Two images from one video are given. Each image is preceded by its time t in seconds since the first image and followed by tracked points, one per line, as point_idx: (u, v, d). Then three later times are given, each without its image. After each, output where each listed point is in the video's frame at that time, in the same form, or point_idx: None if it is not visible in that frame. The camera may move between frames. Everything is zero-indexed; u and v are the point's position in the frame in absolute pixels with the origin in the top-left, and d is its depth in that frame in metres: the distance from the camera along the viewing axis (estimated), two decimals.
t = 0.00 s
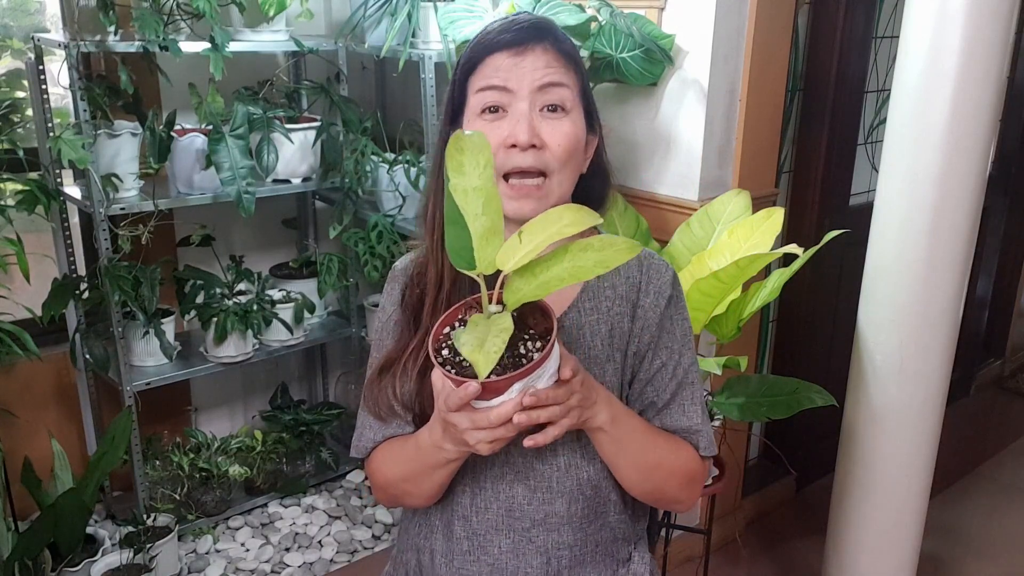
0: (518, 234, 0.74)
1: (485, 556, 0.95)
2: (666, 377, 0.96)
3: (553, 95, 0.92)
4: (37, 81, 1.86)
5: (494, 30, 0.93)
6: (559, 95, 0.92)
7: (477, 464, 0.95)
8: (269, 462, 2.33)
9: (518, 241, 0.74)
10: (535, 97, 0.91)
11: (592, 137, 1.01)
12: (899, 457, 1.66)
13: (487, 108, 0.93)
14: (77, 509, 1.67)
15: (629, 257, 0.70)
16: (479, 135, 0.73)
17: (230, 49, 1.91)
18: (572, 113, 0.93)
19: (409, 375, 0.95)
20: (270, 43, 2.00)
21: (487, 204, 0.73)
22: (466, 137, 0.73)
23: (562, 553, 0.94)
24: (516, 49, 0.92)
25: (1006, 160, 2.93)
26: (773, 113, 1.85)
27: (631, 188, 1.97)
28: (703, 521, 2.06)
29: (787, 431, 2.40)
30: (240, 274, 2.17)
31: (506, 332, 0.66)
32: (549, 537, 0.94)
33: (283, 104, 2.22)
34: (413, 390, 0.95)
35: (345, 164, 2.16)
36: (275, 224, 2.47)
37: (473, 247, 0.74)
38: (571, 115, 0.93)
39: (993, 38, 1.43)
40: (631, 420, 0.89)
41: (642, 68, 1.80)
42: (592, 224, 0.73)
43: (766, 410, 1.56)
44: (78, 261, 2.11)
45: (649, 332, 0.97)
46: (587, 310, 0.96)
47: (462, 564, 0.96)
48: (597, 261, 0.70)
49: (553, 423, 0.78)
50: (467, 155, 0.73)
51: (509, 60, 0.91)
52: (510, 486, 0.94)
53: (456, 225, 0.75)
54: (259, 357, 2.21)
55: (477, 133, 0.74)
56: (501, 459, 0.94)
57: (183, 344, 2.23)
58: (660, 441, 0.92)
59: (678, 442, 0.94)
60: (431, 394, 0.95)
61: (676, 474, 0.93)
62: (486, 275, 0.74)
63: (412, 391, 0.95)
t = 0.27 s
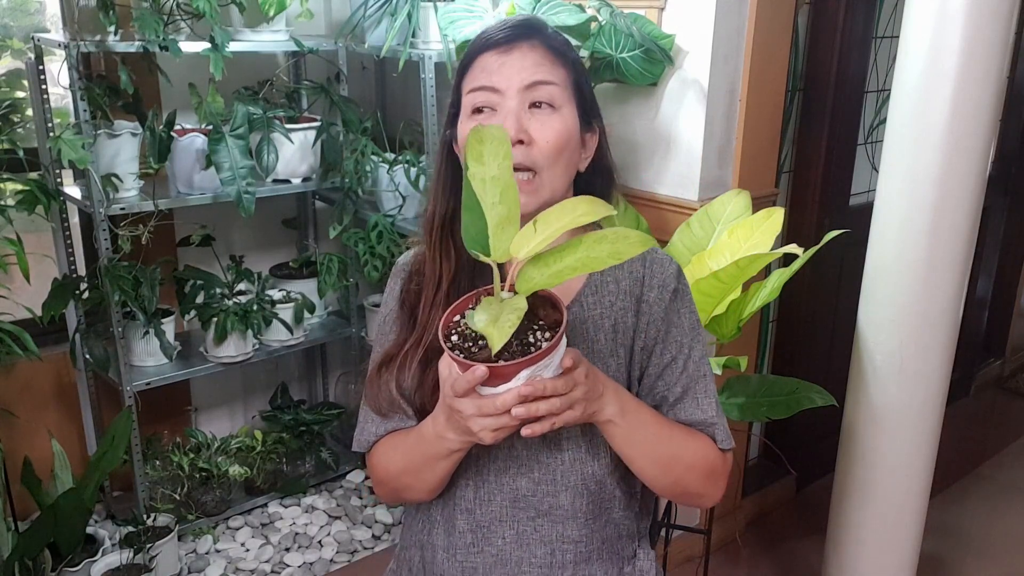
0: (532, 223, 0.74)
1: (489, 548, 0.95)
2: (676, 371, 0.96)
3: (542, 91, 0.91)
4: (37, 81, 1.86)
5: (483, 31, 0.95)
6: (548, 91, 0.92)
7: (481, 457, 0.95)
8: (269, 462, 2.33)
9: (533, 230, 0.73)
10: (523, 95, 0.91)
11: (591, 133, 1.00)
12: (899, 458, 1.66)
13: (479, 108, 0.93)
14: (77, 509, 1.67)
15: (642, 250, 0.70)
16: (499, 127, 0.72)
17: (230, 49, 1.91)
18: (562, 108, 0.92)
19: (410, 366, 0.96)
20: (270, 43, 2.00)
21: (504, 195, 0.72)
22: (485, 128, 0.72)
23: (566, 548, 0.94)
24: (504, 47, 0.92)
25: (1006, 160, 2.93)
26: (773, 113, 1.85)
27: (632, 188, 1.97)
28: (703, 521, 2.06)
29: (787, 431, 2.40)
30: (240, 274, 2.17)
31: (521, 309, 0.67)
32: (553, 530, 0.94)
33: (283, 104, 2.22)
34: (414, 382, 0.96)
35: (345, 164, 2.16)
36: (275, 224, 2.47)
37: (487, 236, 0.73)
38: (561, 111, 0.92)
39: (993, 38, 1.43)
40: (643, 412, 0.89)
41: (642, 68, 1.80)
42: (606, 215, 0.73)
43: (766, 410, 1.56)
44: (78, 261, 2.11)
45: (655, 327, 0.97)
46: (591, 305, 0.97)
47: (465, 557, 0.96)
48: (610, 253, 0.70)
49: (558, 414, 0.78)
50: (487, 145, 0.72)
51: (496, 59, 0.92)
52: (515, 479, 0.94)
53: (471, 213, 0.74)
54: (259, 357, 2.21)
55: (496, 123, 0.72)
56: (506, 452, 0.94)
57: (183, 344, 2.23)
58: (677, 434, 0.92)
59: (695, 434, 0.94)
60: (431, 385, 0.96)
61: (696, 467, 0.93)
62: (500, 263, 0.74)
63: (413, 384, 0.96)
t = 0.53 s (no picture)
0: (545, 221, 0.74)
1: (490, 546, 0.95)
2: (679, 371, 0.96)
3: (542, 91, 0.91)
4: (37, 81, 1.86)
5: (483, 33, 0.95)
6: (548, 91, 0.92)
7: (483, 454, 0.95)
8: (269, 462, 2.33)
9: (546, 228, 0.73)
10: (523, 95, 0.91)
11: (595, 131, 1.00)
12: (898, 458, 1.66)
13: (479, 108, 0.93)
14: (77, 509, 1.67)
15: (654, 255, 0.70)
16: (518, 123, 0.71)
17: (230, 49, 1.91)
18: (562, 108, 0.92)
19: (412, 361, 0.96)
20: (270, 43, 2.00)
21: (518, 192, 0.72)
22: (502, 123, 0.71)
23: (567, 546, 0.94)
24: (504, 47, 0.92)
25: (1006, 160, 2.92)
26: (773, 113, 1.86)
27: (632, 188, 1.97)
28: (703, 521, 2.06)
29: (787, 430, 2.40)
30: (240, 274, 2.17)
31: (535, 313, 0.66)
32: (554, 528, 0.94)
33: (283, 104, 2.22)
34: (416, 376, 0.96)
35: (345, 164, 2.16)
36: (275, 224, 2.47)
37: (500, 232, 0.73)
38: (562, 111, 0.91)
39: (993, 38, 1.43)
40: (643, 409, 0.89)
41: (642, 68, 1.80)
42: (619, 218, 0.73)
43: (766, 410, 1.56)
44: (78, 261, 2.11)
45: (659, 325, 0.97)
46: (594, 303, 0.97)
47: (466, 554, 0.96)
48: (623, 255, 0.70)
49: (564, 411, 0.78)
50: (504, 140, 0.71)
51: (495, 60, 0.92)
52: (516, 476, 0.94)
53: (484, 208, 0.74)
54: (259, 357, 2.21)
55: (515, 120, 0.72)
56: (507, 449, 0.94)
57: (183, 344, 2.23)
58: (675, 432, 0.92)
59: (693, 434, 0.94)
60: (433, 380, 0.96)
61: (691, 466, 0.93)
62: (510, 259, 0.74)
63: (414, 378, 0.96)
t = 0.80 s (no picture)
0: (550, 222, 0.74)
1: (490, 547, 0.95)
2: (681, 372, 0.96)
3: (544, 93, 0.91)
4: (37, 81, 1.86)
5: (485, 35, 0.95)
6: (551, 93, 0.92)
7: (484, 454, 0.95)
8: (269, 462, 2.33)
9: (550, 228, 0.73)
10: (525, 97, 0.91)
11: (599, 133, 1.00)
12: (899, 458, 1.66)
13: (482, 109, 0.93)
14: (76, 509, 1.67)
15: (659, 250, 0.69)
16: (521, 122, 0.72)
17: (230, 49, 1.91)
18: (565, 111, 0.92)
19: (415, 360, 0.96)
20: (270, 43, 2.00)
21: (523, 191, 0.72)
22: (506, 123, 0.72)
23: (567, 546, 0.94)
24: (506, 49, 0.92)
25: (1006, 160, 2.92)
26: (773, 113, 1.86)
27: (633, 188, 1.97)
28: (703, 520, 2.06)
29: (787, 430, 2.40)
30: (240, 274, 2.17)
31: (543, 309, 0.67)
32: (554, 529, 0.94)
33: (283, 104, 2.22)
34: (418, 376, 0.96)
35: (345, 164, 2.16)
36: (275, 224, 2.47)
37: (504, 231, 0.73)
38: (565, 113, 0.91)
39: (993, 38, 1.43)
40: (643, 409, 0.89)
41: (642, 68, 1.80)
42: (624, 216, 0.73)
43: (766, 410, 1.56)
44: (78, 261, 2.11)
45: (661, 326, 0.97)
46: (596, 304, 0.97)
47: (466, 554, 0.96)
48: (627, 251, 0.70)
49: (567, 411, 0.78)
50: (508, 140, 0.72)
51: (497, 61, 0.92)
52: (516, 477, 0.94)
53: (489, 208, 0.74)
54: (259, 357, 2.21)
55: (518, 121, 0.73)
56: (508, 450, 0.94)
57: (183, 344, 2.23)
58: (674, 433, 0.92)
59: (691, 435, 0.94)
60: (435, 379, 0.96)
61: (690, 467, 0.93)
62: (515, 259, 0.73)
63: (417, 377, 0.96)
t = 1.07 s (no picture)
0: (552, 228, 0.74)
1: (489, 547, 0.95)
2: (680, 372, 0.96)
3: (542, 97, 0.91)
4: (37, 81, 1.86)
5: (483, 38, 0.95)
6: (549, 97, 0.91)
7: (483, 454, 0.95)
8: (269, 462, 2.33)
9: (553, 234, 0.73)
10: (523, 101, 0.91)
11: (597, 135, 1.00)
12: (898, 458, 1.66)
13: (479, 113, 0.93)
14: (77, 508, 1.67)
15: (661, 260, 0.70)
16: (522, 125, 0.71)
17: (230, 49, 1.91)
18: (563, 114, 0.92)
19: (414, 361, 0.96)
20: (270, 43, 2.01)
21: (525, 197, 0.72)
22: (507, 126, 0.71)
23: (567, 546, 0.94)
24: (504, 53, 0.92)
25: (1006, 160, 2.93)
26: (773, 113, 1.86)
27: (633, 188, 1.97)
28: (703, 520, 2.06)
29: (787, 430, 2.40)
30: (240, 274, 2.17)
31: (546, 323, 0.66)
32: (554, 528, 0.94)
33: (283, 104, 2.22)
34: (417, 376, 0.96)
35: (345, 164, 2.16)
36: (275, 224, 2.47)
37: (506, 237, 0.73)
38: (562, 117, 0.91)
39: (993, 37, 1.43)
40: (642, 408, 0.89)
41: (642, 68, 1.80)
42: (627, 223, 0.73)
43: (766, 410, 1.56)
44: (78, 261, 2.11)
45: (660, 326, 0.97)
46: (594, 304, 0.97)
47: (466, 554, 0.96)
48: (630, 261, 0.70)
49: (568, 414, 0.78)
50: (509, 144, 0.71)
51: (495, 65, 0.92)
52: (516, 477, 0.94)
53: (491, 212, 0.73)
54: (259, 357, 2.21)
55: (519, 123, 0.72)
56: (507, 450, 0.94)
57: (183, 344, 2.23)
58: (673, 433, 0.92)
59: (690, 435, 0.94)
60: (434, 380, 0.96)
61: (688, 467, 0.93)
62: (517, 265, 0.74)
63: (416, 378, 0.96)
